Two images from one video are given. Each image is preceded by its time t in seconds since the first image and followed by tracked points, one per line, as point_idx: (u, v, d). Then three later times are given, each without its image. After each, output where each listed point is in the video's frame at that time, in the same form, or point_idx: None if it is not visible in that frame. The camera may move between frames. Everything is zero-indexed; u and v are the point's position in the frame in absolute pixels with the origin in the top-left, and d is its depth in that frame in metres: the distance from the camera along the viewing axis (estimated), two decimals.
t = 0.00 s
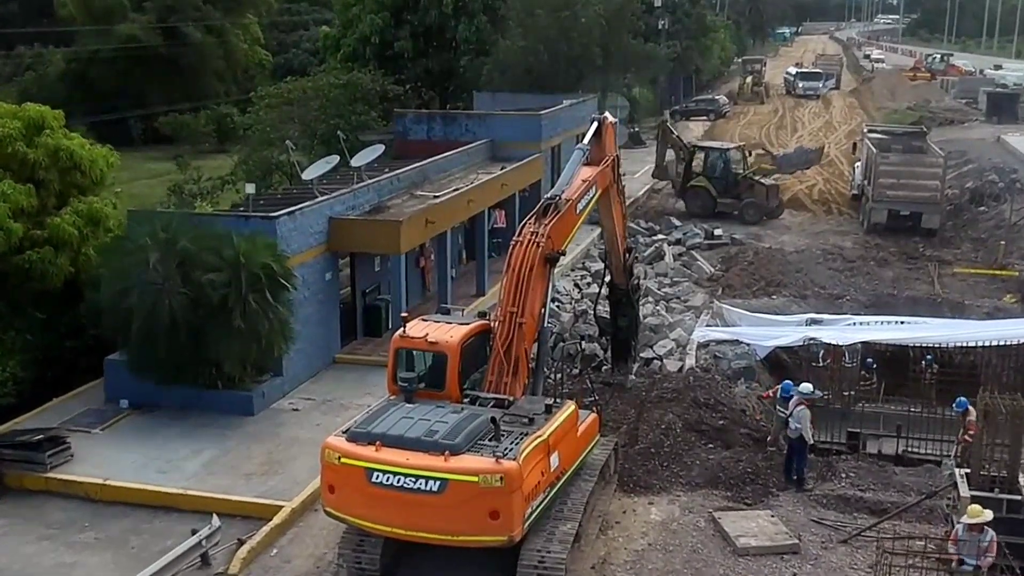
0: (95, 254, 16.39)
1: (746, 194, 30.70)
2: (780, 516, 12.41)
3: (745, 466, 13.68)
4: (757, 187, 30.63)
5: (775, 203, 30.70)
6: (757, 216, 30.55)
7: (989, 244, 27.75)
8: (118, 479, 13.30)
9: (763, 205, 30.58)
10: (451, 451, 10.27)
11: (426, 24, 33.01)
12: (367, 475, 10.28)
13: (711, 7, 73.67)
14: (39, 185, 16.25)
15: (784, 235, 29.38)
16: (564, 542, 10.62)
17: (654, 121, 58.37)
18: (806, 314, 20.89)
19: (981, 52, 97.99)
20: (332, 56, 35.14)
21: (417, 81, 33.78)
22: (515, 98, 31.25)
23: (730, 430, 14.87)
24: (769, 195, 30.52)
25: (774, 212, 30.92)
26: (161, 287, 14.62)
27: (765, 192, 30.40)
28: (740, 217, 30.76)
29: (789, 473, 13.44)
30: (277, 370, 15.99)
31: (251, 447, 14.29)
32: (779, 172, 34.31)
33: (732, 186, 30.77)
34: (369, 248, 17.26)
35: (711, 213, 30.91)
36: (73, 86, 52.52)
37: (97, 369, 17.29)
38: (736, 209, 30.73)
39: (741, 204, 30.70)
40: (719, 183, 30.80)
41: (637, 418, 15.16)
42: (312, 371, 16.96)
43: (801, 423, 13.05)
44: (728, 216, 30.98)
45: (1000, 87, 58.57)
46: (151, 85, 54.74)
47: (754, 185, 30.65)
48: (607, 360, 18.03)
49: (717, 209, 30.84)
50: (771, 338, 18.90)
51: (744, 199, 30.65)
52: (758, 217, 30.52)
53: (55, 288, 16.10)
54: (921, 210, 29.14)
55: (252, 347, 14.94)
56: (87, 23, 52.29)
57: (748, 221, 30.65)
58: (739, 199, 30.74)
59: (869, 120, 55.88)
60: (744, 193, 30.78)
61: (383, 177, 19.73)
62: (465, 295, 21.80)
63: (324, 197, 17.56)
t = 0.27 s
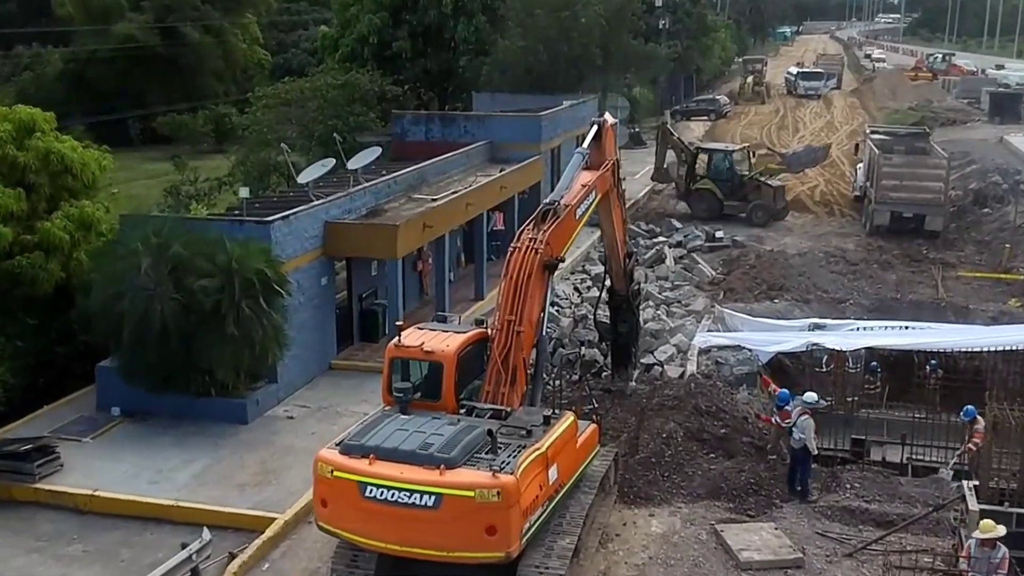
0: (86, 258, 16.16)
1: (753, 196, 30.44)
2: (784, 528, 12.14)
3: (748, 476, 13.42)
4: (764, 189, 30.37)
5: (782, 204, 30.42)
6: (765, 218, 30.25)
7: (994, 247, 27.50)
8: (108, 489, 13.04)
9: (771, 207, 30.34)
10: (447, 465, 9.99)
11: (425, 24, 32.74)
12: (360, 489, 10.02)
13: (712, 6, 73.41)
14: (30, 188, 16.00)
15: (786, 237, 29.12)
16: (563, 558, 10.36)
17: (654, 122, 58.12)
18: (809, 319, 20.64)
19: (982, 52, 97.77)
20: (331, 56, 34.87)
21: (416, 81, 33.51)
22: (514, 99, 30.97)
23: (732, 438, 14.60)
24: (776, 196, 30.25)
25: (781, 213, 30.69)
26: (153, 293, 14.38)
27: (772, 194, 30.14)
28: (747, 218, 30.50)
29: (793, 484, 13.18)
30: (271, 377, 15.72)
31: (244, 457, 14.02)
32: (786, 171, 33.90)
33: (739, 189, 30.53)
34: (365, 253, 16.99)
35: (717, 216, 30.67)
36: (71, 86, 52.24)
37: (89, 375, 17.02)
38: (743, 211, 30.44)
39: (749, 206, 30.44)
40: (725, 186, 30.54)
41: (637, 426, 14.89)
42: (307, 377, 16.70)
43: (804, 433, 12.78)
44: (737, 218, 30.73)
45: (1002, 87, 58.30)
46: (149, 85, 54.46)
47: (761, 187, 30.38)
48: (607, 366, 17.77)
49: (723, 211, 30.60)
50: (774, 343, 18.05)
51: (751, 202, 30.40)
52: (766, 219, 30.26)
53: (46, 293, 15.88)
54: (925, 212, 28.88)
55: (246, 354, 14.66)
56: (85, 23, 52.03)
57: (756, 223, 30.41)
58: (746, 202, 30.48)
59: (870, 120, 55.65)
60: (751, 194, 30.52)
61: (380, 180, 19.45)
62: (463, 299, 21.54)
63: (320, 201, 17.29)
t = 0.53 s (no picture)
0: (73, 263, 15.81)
1: (762, 196, 30.08)
2: (789, 545, 11.75)
3: (751, 490, 13.05)
4: (773, 189, 30.01)
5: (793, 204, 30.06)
6: (776, 219, 29.98)
7: (999, 248, 27.11)
8: (94, 504, 12.67)
9: (780, 207, 30.00)
10: (440, 484, 9.63)
11: (423, 22, 32.28)
12: (349, 509, 9.65)
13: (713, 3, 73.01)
14: (16, 192, 15.64)
15: (788, 238, 28.74)
16: None
17: (655, 120, 57.74)
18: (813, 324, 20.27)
19: (985, 48, 97.33)
20: (328, 55, 34.49)
21: (414, 80, 33.13)
22: (514, 98, 30.57)
23: (735, 449, 14.22)
24: (785, 196, 29.93)
25: (790, 213, 30.37)
26: (140, 300, 13.95)
27: (782, 194, 29.81)
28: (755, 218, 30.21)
29: (797, 498, 12.79)
30: (262, 386, 15.35)
31: (234, 469, 13.65)
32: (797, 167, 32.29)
33: (749, 188, 30.13)
34: (359, 258, 16.62)
35: (725, 215, 30.36)
36: (67, 84, 51.84)
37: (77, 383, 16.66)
38: (753, 213, 30.13)
39: (759, 207, 30.13)
40: (735, 188, 30.13)
41: (638, 436, 14.52)
42: (299, 385, 16.33)
43: (810, 446, 12.40)
44: (749, 219, 30.50)
45: (1006, 84, 57.83)
46: (146, 83, 54.07)
47: (770, 188, 30.00)
48: (606, 373, 17.41)
49: (731, 212, 30.26)
50: (776, 349, 17.99)
51: (762, 202, 30.07)
52: (777, 220, 29.95)
53: (32, 299, 15.54)
54: (929, 212, 28.49)
55: (236, 363, 14.25)
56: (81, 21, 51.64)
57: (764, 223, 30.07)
58: (755, 202, 30.14)
59: (872, 118, 55.26)
60: (760, 194, 30.17)
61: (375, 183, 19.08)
62: (461, 302, 21.17)
63: (313, 204, 16.91)
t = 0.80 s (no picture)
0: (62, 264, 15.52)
1: (769, 193, 29.80)
2: (793, 556, 11.43)
3: (754, 500, 12.76)
4: (780, 185, 29.75)
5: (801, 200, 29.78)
6: (785, 215, 29.75)
7: (1003, 246, 26.81)
8: (80, 514, 12.36)
9: (788, 203, 29.71)
10: (434, 498, 9.32)
11: (421, 17, 31.69)
12: (340, 524, 9.34)
13: None
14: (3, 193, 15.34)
15: (790, 235, 28.43)
16: None
17: (655, 114, 57.40)
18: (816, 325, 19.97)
19: (985, 42, 96.95)
20: (325, 49, 34.12)
21: (411, 76, 32.77)
22: (512, 93, 30.19)
23: (737, 456, 13.93)
24: (793, 192, 29.64)
25: (798, 209, 30.10)
26: (129, 303, 13.66)
27: (790, 190, 29.57)
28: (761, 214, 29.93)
29: (801, 507, 12.52)
30: (255, 391, 15.05)
31: (224, 477, 13.34)
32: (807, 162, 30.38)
33: (755, 185, 29.87)
34: (353, 259, 16.30)
35: (731, 212, 30.01)
36: (63, 78, 51.44)
37: (67, 386, 16.36)
38: (761, 209, 29.86)
39: (765, 204, 29.86)
40: (741, 185, 29.87)
41: (638, 443, 14.22)
42: (293, 390, 16.03)
43: (814, 455, 12.13)
44: (754, 216, 30.21)
45: (1009, 79, 57.46)
46: (142, 77, 53.65)
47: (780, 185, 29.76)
48: (606, 376, 17.12)
49: (738, 209, 29.95)
50: (778, 351, 17.72)
51: (769, 198, 29.78)
52: (785, 217, 29.69)
53: (19, 302, 15.24)
54: (933, 210, 28.18)
55: (227, 368, 13.96)
56: (77, 15, 51.23)
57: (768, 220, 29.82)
58: (761, 199, 29.86)
59: (873, 112, 54.93)
60: (766, 190, 29.89)
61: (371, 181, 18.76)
62: (459, 303, 20.85)
63: (307, 204, 16.60)
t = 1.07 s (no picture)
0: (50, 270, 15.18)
1: (777, 193, 29.44)
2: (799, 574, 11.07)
3: (759, 513, 12.44)
4: (789, 184, 29.40)
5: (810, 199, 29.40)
6: (794, 215, 29.25)
7: (1009, 247, 26.46)
8: (66, 529, 12.02)
9: (798, 202, 29.28)
10: (428, 520, 8.98)
11: (419, 14, 31.40)
12: (331, 546, 8.99)
13: None
14: None
15: (792, 236, 28.08)
16: None
17: (655, 112, 57.03)
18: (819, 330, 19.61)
19: (987, 38, 96.48)
20: (322, 47, 33.74)
21: (409, 74, 32.39)
22: (511, 92, 29.81)
23: (740, 467, 13.60)
24: (803, 191, 29.24)
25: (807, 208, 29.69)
26: (117, 311, 13.30)
27: (799, 189, 29.17)
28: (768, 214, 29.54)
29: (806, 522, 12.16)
30: (248, 400, 14.71)
31: (215, 490, 13.01)
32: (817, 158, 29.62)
33: (763, 184, 29.52)
34: (347, 264, 15.94)
35: (739, 213, 29.63)
36: (59, 76, 51.05)
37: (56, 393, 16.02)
38: (770, 210, 29.49)
39: (774, 203, 29.45)
40: (749, 185, 29.50)
41: (639, 454, 13.88)
42: (286, 397, 15.67)
43: (821, 468, 11.80)
44: (761, 217, 29.79)
45: (1012, 76, 57.05)
46: (139, 75, 53.25)
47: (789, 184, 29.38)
48: (606, 383, 16.79)
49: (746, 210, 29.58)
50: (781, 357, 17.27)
51: (777, 198, 29.40)
52: (794, 216, 29.20)
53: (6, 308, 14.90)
54: (937, 210, 27.82)
55: (217, 377, 13.60)
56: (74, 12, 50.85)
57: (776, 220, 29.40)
58: (769, 199, 29.50)
59: (876, 110, 54.54)
60: (775, 190, 29.53)
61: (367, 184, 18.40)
62: (457, 306, 20.50)
63: (301, 208, 16.24)
